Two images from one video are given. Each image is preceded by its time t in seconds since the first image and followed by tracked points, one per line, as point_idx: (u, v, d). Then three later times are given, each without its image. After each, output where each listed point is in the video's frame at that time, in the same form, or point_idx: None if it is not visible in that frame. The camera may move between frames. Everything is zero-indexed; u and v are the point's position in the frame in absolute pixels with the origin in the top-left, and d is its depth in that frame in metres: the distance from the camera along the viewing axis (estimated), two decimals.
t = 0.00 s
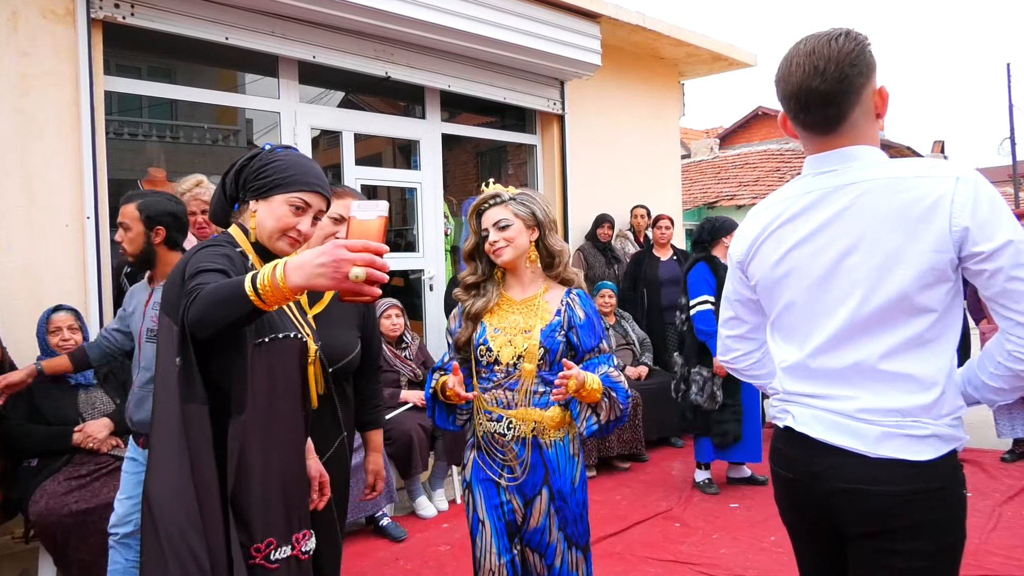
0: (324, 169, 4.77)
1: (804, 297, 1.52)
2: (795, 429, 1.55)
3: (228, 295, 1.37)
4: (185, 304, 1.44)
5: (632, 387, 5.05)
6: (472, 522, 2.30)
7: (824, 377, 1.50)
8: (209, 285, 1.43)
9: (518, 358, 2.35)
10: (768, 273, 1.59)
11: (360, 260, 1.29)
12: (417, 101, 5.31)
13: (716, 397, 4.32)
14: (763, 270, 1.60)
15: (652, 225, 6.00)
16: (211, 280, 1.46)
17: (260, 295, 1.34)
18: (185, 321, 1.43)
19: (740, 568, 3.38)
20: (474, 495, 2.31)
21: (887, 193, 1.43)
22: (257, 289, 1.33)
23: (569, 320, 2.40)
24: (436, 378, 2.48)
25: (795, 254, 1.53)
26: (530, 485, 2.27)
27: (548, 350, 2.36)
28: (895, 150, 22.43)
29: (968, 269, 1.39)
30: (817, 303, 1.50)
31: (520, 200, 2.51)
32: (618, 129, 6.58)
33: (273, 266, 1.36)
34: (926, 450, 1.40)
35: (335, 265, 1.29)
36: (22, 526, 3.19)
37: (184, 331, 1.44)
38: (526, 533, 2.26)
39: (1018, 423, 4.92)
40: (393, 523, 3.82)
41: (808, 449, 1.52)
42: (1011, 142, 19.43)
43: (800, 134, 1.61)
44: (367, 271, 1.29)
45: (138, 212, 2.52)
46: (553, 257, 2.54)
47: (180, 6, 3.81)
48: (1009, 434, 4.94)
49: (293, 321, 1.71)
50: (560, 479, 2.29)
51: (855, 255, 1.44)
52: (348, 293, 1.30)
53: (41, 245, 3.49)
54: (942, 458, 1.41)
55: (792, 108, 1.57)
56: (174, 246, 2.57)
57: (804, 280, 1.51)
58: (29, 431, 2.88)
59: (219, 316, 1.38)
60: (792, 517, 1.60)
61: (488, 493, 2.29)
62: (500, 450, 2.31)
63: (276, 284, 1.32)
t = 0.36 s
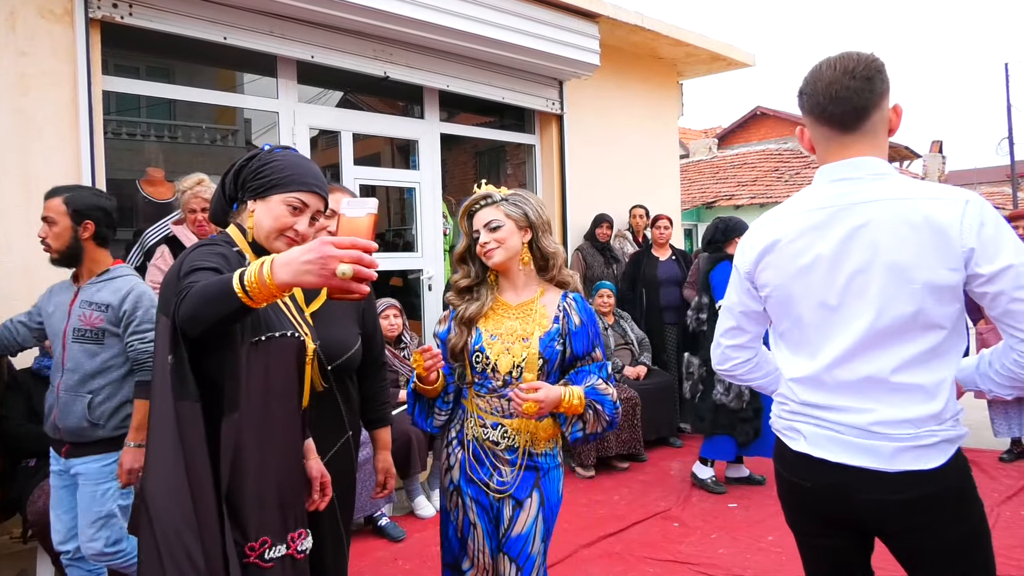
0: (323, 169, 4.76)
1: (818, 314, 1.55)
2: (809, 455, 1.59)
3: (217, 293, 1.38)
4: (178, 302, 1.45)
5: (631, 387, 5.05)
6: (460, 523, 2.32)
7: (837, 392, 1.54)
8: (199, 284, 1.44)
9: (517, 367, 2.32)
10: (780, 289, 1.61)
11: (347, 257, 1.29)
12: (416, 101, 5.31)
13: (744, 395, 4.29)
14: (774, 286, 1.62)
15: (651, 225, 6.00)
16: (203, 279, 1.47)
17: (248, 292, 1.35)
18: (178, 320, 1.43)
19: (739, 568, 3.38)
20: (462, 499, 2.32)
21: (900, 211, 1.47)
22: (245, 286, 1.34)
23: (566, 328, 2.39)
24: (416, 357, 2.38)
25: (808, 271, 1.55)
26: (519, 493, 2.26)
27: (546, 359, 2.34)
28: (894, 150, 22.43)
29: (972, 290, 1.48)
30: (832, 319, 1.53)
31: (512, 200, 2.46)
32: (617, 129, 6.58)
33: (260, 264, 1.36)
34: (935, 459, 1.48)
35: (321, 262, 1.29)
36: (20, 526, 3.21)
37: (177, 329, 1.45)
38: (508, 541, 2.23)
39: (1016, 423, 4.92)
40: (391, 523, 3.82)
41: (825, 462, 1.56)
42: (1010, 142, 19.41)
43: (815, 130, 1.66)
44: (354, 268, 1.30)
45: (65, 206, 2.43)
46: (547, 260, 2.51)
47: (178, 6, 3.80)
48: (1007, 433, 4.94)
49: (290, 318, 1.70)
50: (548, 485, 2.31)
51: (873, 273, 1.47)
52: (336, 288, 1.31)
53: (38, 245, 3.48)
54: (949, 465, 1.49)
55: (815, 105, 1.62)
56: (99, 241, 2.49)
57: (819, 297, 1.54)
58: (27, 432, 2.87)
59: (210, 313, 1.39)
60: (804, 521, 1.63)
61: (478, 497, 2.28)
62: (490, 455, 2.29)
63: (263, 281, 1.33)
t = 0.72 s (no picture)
0: (322, 169, 4.76)
1: (850, 304, 1.67)
2: (842, 435, 1.70)
3: (203, 292, 1.38)
4: (167, 303, 1.47)
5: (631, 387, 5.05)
6: (465, 530, 2.31)
7: (870, 376, 1.66)
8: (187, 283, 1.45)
9: (516, 365, 2.31)
10: (809, 284, 1.72)
11: (333, 255, 1.29)
12: (416, 101, 5.31)
13: (762, 394, 4.29)
14: (802, 281, 1.74)
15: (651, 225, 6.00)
16: (193, 278, 1.48)
17: (236, 291, 1.35)
18: (166, 319, 1.45)
19: (738, 567, 3.37)
20: (465, 504, 2.31)
21: (921, 205, 1.62)
22: (232, 285, 1.35)
23: (564, 323, 2.40)
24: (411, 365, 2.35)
25: (834, 264, 1.68)
26: (524, 492, 2.26)
27: (543, 356, 2.34)
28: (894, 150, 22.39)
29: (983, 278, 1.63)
30: (867, 307, 1.65)
31: (506, 193, 2.45)
32: (616, 129, 6.58)
33: (247, 263, 1.37)
34: (960, 439, 1.63)
35: (308, 261, 1.29)
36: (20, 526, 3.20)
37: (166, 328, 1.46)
38: (515, 543, 2.23)
39: (1016, 423, 4.91)
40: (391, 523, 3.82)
41: (857, 446, 1.67)
42: (1010, 141, 19.36)
43: (830, 132, 1.79)
44: (341, 266, 1.30)
45: (29, 202, 2.39)
46: (543, 255, 2.51)
47: (177, 6, 3.80)
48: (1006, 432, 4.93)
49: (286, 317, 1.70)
50: (554, 484, 2.30)
51: (904, 261, 1.61)
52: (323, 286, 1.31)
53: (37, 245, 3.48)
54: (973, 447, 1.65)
55: (830, 108, 1.76)
56: (64, 238, 2.44)
57: (853, 288, 1.66)
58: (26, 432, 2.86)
59: (194, 312, 1.39)
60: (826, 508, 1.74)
61: (482, 502, 2.28)
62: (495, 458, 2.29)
63: (250, 280, 1.33)
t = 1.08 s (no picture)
0: (322, 169, 4.76)
1: (888, 306, 1.81)
2: (897, 453, 1.81)
3: (191, 295, 1.39)
4: (157, 304, 1.47)
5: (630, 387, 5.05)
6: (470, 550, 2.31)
7: (921, 381, 1.80)
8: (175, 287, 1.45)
9: (519, 375, 2.31)
10: (849, 286, 1.87)
11: (321, 257, 1.30)
12: (416, 101, 5.31)
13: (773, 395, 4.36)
14: (842, 283, 1.88)
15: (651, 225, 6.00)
16: (184, 281, 1.48)
17: (222, 294, 1.36)
18: (156, 322, 1.45)
19: (738, 567, 3.37)
20: (471, 523, 2.32)
21: (959, 214, 1.82)
22: (218, 288, 1.35)
23: (565, 328, 2.40)
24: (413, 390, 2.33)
25: (888, 271, 1.81)
26: (533, 500, 2.26)
27: (546, 362, 2.33)
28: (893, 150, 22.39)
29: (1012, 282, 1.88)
30: (904, 311, 1.80)
31: (501, 195, 2.44)
32: (616, 129, 6.58)
33: (234, 265, 1.37)
34: (1004, 436, 1.84)
35: (294, 263, 1.29)
36: (20, 526, 3.19)
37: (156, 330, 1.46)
38: (528, 550, 2.24)
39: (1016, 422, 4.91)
40: (391, 523, 3.82)
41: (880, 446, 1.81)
42: (1009, 141, 19.32)
43: (856, 143, 1.97)
44: (328, 268, 1.30)
45: (9, 201, 2.34)
46: (537, 261, 2.49)
47: (176, 7, 3.80)
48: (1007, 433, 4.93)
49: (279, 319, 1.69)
50: (565, 489, 2.29)
51: (939, 269, 1.78)
52: (311, 289, 1.32)
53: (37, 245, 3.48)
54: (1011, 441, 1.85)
55: (858, 120, 1.95)
56: (41, 237, 2.37)
57: (892, 292, 1.80)
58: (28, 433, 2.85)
59: (183, 315, 1.40)
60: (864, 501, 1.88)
61: (487, 519, 2.29)
62: (501, 472, 2.30)
63: (237, 282, 1.34)
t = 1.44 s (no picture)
0: (322, 169, 4.76)
1: (894, 295, 1.85)
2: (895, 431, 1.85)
3: (179, 296, 1.39)
4: (145, 306, 1.47)
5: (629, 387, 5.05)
6: (464, 533, 2.34)
7: (923, 369, 1.84)
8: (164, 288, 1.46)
9: (523, 363, 2.31)
10: (869, 270, 1.87)
11: (305, 261, 1.29)
12: (416, 101, 5.32)
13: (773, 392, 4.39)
14: (860, 266, 1.89)
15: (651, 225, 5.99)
16: (174, 281, 1.48)
17: (207, 297, 1.36)
18: (144, 325, 1.45)
19: (738, 567, 3.37)
20: (464, 507, 2.34)
21: (960, 205, 1.86)
22: (202, 291, 1.36)
23: (569, 319, 2.40)
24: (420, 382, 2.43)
25: (893, 261, 1.85)
26: (527, 494, 2.26)
27: (550, 352, 2.33)
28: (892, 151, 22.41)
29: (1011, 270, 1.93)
30: (924, 297, 1.83)
31: (501, 189, 2.45)
32: (616, 129, 6.58)
33: (218, 268, 1.37)
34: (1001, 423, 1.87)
35: (279, 267, 1.29)
36: (20, 526, 3.19)
37: (144, 333, 1.46)
38: (520, 546, 2.23)
39: (1016, 423, 4.91)
40: (390, 523, 3.82)
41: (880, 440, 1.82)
42: (1009, 142, 19.32)
43: (867, 139, 1.98)
44: (312, 272, 1.30)
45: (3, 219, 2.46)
46: (539, 251, 2.50)
47: (177, 6, 3.81)
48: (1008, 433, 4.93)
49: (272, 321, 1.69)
50: (557, 486, 2.28)
51: (959, 260, 1.82)
52: (294, 294, 1.31)
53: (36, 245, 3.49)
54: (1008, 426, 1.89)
55: (871, 116, 1.96)
56: (19, 242, 2.44)
57: (915, 279, 1.83)
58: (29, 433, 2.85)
59: (170, 317, 1.40)
60: (868, 491, 1.90)
61: (481, 506, 2.31)
62: (494, 462, 2.30)
63: (221, 285, 1.34)
